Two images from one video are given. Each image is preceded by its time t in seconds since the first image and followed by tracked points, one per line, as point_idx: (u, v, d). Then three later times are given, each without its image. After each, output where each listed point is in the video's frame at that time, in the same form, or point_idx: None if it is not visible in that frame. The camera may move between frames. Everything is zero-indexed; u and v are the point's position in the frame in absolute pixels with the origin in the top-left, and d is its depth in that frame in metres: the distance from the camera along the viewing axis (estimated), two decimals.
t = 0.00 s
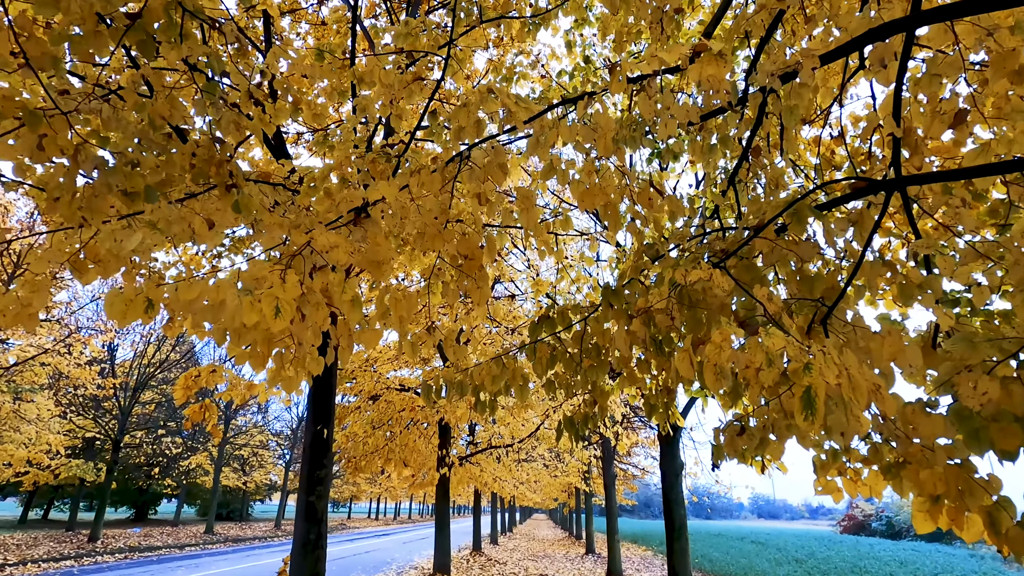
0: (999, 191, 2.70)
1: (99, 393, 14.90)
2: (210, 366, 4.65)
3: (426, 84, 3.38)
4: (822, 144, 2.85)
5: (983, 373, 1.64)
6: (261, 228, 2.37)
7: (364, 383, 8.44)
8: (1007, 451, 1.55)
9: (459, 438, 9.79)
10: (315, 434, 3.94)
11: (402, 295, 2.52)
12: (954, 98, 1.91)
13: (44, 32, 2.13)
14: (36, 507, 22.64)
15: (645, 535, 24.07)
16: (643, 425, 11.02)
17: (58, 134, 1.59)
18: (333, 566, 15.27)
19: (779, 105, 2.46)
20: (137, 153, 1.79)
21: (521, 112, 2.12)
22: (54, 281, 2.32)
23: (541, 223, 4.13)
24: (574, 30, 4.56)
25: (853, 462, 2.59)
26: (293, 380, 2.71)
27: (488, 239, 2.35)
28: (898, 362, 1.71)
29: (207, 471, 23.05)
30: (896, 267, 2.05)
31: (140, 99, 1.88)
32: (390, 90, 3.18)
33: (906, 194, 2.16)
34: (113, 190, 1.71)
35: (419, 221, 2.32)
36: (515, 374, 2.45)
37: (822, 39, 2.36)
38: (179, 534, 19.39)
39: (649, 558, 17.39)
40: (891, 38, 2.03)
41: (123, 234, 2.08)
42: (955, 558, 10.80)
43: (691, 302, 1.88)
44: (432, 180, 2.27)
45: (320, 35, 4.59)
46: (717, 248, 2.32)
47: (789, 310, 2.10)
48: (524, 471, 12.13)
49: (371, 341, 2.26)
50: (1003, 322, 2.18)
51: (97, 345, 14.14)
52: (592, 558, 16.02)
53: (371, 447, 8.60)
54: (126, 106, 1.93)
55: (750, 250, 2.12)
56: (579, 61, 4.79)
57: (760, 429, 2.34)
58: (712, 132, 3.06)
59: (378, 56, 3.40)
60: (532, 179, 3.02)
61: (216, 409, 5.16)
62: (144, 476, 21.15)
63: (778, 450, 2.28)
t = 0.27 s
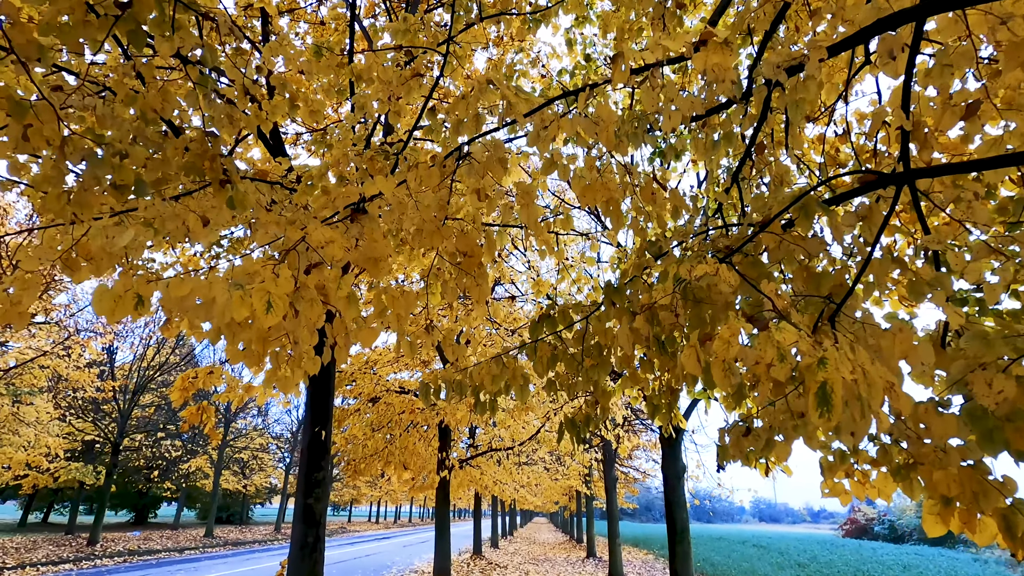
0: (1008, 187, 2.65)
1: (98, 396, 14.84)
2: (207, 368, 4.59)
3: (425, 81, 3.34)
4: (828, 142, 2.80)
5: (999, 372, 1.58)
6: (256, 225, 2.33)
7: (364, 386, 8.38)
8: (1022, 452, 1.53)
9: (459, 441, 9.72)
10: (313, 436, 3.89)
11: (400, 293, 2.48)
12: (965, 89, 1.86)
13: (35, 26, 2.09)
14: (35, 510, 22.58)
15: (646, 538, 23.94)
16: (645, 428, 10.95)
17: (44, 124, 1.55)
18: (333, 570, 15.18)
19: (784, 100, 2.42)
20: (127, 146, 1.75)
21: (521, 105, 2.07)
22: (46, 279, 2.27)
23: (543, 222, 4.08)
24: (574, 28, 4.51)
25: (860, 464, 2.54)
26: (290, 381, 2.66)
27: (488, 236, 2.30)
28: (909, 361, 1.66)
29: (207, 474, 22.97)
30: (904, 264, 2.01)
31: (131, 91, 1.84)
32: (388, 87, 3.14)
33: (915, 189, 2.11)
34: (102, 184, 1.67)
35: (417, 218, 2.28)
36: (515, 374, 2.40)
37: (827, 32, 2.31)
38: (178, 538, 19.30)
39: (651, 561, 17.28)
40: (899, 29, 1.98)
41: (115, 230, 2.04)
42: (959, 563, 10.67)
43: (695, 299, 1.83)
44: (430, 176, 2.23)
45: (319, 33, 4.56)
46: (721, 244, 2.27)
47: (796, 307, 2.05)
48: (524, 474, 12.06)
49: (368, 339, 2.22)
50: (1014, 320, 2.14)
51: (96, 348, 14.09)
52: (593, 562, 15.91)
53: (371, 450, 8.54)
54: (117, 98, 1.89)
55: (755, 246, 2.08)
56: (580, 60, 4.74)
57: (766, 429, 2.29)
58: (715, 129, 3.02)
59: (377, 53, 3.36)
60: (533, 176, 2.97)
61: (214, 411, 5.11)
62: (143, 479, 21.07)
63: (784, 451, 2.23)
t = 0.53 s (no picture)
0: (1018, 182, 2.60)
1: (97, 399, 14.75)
2: (204, 369, 4.54)
3: (424, 78, 3.29)
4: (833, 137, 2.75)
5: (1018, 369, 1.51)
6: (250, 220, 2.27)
7: (363, 388, 8.31)
8: None
9: (459, 443, 9.65)
10: (310, 437, 3.84)
11: (397, 290, 2.42)
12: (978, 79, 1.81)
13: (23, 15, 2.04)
14: (33, 514, 22.47)
15: (647, 541, 23.83)
16: (645, 430, 10.88)
17: (27, 112, 1.51)
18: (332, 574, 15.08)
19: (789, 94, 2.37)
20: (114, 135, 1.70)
21: (522, 97, 2.02)
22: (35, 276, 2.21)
23: (543, 221, 4.03)
24: (575, 26, 4.47)
25: (869, 465, 2.48)
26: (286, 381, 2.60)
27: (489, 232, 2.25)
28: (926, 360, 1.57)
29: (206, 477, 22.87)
30: (916, 258, 1.95)
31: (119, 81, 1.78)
32: (386, 83, 3.09)
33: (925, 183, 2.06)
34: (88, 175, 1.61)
35: (415, 214, 2.23)
36: (516, 372, 2.34)
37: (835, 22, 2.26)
38: (177, 541, 19.18)
39: (652, 564, 17.18)
40: (910, 18, 1.93)
41: (104, 225, 1.98)
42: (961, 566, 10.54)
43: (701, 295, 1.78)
44: (427, 170, 2.18)
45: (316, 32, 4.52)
46: (726, 240, 2.22)
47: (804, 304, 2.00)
48: (524, 477, 11.99)
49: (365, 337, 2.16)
50: None
51: (95, 350, 14.02)
52: (594, 566, 15.81)
53: (370, 452, 8.47)
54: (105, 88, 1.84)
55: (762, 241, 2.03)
56: (580, 58, 4.70)
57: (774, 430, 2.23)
58: (719, 124, 2.97)
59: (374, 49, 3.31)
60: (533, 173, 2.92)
61: (210, 413, 5.04)
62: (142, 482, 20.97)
63: (793, 452, 2.16)
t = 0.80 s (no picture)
0: None
1: (95, 401, 14.65)
2: (199, 371, 4.46)
3: (422, 74, 3.24)
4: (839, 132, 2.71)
5: None
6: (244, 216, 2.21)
7: (362, 390, 8.25)
8: None
9: (459, 445, 9.58)
10: (307, 439, 3.78)
11: (394, 288, 2.36)
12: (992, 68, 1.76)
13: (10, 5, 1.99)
14: (31, 517, 22.33)
15: (647, 544, 23.72)
16: (646, 432, 10.81)
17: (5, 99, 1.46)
18: None
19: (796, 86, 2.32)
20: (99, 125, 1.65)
21: (522, 88, 1.97)
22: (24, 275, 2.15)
23: (543, 219, 3.98)
24: (575, 23, 4.42)
25: (878, 466, 2.42)
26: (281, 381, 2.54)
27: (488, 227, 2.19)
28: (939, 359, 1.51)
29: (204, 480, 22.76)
30: (927, 252, 1.90)
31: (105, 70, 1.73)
32: (384, 78, 3.03)
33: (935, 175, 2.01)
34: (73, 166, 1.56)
35: (413, 209, 2.18)
36: (516, 372, 2.28)
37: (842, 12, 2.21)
38: (175, 545, 19.06)
39: (653, 567, 17.08)
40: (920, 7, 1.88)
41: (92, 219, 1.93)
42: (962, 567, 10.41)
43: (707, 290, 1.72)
44: (425, 164, 2.12)
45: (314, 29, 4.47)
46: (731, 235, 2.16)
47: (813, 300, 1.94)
48: (524, 479, 11.92)
49: (361, 335, 2.10)
50: None
51: (92, 353, 13.94)
52: (594, 568, 15.72)
53: (369, 454, 8.40)
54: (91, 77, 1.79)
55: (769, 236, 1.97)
56: (580, 55, 4.65)
57: (782, 430, 2.17)
58: (722, 120, 2.92)
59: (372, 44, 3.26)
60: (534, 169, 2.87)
61: (207, 415, 4.97)
62: (140, 486, 20.86)
63: (801, 453, 2.11)
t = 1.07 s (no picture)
0: None
1: (93, 404, 14.54)
2: (196, 372, 4.39)
3: (420, 69, 3.18)
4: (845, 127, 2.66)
5: None
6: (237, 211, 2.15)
7: (360, 392, 8.17)
8: None
9: (459, 447, 9.51)
10: (304, 441, 3.70)
11: (392, 285, 2.31)
12: (1008, 57, 1.71)
13: None
14: (28, 521, 22.18)
15: (647, 546, 23.63)
16: (646, 433, 10.74)
17: None
18: None
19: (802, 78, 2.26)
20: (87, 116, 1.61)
21: (523, 78, 1.91)
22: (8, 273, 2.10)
23: (543, 217, 3.92)
24: (575, 19, 4.37)
25: (888, 468, 2.36)
26: (276, 382, 2.48)
27: (488, 223, 2.14)
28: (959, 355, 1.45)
29: (203, 483, 22.65)
30: (941, 247, 1.84)
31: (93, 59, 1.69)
32: (382, 74, 2.98)
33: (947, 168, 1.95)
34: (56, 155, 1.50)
35: (411, 204, 2.12)
36: (517, 371, 2.21)
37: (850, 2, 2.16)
38: (174, 548, 18.93)
39: (653, 569, 16.97)
40: None
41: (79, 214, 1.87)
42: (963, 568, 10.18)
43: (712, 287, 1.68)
44: (424, 158, 2.07)
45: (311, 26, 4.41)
46: (738, 230, 2.10)
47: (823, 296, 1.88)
48: (524, 481, 11.85)
49: (358, 334, 2.04)
50: None
51: (90, 355, 13.85)
52: (595, 571, 15.63)
53: (368, 457, 8.33)
54: (79, 68, 1.74)
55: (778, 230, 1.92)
56: (580, 52, 4.59)
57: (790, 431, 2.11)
58: (727, 115, 2.87)
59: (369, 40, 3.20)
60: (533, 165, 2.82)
61: (203, 417, 4.89)
62: (138, 489, 20.75)
63: (811, 455, 2.05)
